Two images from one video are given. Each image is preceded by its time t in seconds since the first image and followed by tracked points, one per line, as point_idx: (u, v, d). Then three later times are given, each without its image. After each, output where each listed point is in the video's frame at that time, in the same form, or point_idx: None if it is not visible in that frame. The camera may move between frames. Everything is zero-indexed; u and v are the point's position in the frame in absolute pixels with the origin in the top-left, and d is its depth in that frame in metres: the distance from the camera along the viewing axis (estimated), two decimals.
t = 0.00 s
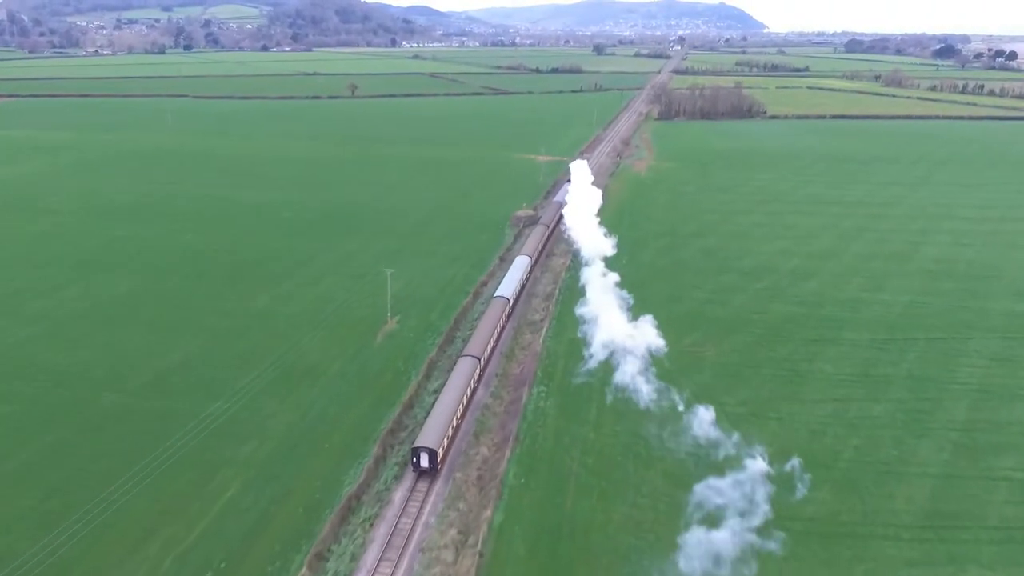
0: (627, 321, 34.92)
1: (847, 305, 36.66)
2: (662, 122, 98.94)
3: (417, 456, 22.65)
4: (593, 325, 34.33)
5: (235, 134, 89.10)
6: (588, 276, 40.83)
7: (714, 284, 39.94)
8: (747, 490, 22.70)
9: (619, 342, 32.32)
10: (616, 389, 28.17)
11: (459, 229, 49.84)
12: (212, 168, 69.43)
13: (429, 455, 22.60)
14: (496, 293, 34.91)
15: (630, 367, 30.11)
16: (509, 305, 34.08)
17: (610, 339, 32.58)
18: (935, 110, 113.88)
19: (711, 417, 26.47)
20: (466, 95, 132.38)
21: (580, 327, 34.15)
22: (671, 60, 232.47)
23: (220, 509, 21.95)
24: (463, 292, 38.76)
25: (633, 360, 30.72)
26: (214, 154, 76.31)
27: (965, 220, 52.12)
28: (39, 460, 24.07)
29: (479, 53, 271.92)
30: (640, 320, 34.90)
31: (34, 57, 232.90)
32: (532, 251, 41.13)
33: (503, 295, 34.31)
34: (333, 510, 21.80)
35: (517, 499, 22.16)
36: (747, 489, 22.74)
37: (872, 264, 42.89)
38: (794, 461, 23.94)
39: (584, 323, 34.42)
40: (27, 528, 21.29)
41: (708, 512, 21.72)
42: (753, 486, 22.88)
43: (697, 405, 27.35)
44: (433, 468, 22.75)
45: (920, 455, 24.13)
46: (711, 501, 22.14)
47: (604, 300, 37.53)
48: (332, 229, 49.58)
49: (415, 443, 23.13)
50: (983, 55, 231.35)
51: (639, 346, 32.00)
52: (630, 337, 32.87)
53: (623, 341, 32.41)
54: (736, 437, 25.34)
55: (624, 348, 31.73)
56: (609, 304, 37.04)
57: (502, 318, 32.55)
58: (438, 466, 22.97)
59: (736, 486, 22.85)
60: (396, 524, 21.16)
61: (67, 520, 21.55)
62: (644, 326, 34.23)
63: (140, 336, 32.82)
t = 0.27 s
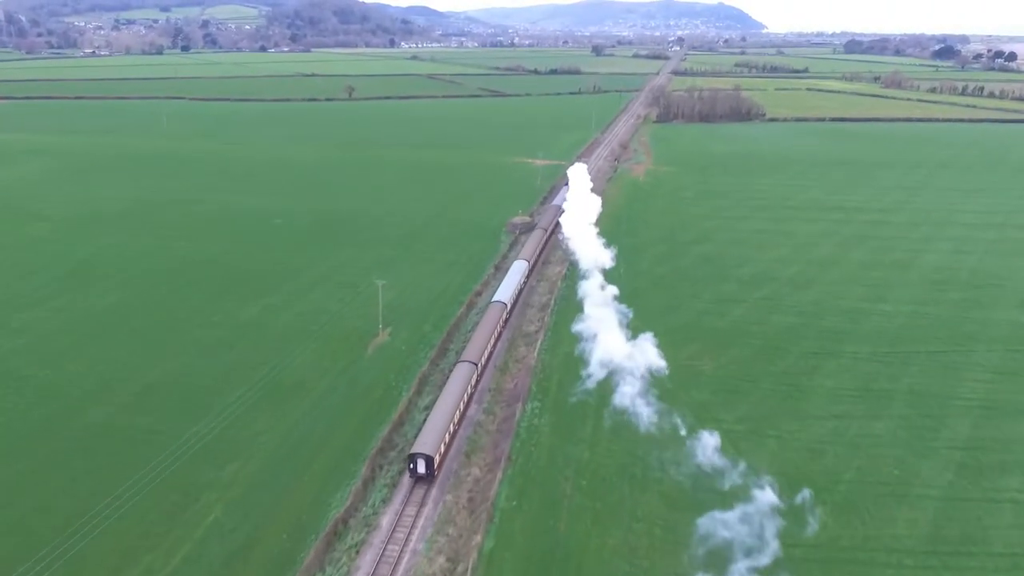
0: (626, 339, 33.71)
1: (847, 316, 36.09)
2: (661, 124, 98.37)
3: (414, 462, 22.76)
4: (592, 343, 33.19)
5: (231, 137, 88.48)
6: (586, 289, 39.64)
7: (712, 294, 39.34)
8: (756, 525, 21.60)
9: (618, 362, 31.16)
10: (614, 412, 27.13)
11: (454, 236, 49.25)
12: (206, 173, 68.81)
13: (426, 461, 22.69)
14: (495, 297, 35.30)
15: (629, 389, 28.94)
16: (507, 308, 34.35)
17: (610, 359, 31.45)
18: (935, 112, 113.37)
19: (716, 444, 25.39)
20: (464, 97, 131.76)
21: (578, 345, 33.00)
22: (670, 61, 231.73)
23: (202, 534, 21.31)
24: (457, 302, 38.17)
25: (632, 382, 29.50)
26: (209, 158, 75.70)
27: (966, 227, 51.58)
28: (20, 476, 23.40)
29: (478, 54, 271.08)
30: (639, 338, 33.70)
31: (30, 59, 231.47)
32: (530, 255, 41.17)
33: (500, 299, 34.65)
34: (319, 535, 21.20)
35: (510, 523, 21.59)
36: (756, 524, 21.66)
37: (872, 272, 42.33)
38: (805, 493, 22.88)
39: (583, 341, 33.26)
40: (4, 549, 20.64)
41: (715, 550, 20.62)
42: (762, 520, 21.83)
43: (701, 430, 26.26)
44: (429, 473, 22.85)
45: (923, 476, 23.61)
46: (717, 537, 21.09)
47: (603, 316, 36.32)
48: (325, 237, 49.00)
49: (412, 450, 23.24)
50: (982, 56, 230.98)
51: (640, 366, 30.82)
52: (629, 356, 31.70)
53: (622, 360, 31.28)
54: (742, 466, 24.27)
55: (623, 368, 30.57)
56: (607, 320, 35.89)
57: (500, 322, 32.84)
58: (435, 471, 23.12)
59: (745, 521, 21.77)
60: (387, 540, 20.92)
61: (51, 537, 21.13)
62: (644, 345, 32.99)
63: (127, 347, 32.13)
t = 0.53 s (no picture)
0: (624, 361, 32.26)
1: (847, 328, 35.33)
2: (659, 128, 97.64)
3: (411, 470, 22.93)
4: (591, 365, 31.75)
5: (225, 141, 87.74)
6: (584, 306, 38.22)
7: (710, 305, 38.58)
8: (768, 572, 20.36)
9: (617, 386, 29.79)
10: (612, 441, 25.88)
11: (448, 245, 48.53)
12: (200, 178, 68.05)
13: (422, 469, 22.85)
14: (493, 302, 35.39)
15: (628, 416, 27.54)
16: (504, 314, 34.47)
17: (609, 383, 30.07)
18: (936, 115, 112.59)
19: (723, 478, 24.07)
20: (462, 100, 130.97)
21: (576, 367, 31.59)
22: (669, 62, 231.03)
23: (179, 567, 20.56)
24: (450, 315, 37.44)
25: (631, 410, 28.04)
26: (202, 162, 74.95)
27: (968, 234, 50.83)
28: None
29: (477, 55, 270.37)
30: (639, 360, 32.27)
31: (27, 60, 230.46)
32: (527, 261, 41.22)
33: (498, 305, 34.68)
34: (300, 567, 20.48)
35: (499, 554, 20.87)
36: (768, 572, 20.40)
37: (873, 282, 41.58)
38: (818, 534, 21.68)
39: (581, 363, 31.83)
40: None
41: None
42: (772, 565, 20.63)
43: (699, 453, 25.42)
44: (426, 480, 23.05)
45: (927, 502, 22.87)
46: None
47: (601, 336, 34.89)
48: (318, 246, 48.25)
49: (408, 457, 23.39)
50: (983, 57, 230.35)
51: (640, 392, 29.39)
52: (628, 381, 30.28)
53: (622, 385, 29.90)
54: (751, 504, 22.91)
55: (623, 393, 29.20)
56: (606, 340, 34.48)
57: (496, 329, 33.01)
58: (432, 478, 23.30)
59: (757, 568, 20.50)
60: (380, 555, 20.81)
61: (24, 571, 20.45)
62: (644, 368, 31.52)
63: (110, 364, 31.35)
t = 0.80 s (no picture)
0: (624, 381, 31.04)
1: (848, 341, 34.66)
2: (658, 131, 96.95)
3: (408, 476, 23.19)
4: (590, 386, 30.55)
5: (222, 144, 87.14)
6: (582, 321, 37.03)
7: (709, 316, 37.87)
8: None
9: (616, 409, 28.62)
10: (610, 467, 25.00)
11: (444, 252, 47.87)
12: (194, 182, 67.39)
13: (420, 475, 23.11)
14: (491, 307, 35.35)
15: (627, 442, 26.41)
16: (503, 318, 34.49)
17: (608, 406, 28.89)
18: (937, 117, 111.92)
19: (730, 511, 22.94)
20: (460, 102, 130.29)
21: (574, 388, 30.41)
22: (669, 64, 230.49)
23: None
24: (444, 326, 36.77)
25: (631, 435, 26.87)
26: (198, 166, 74.32)
27: (970, 241, 50.19)
28: None
29: (476, 56, 269.77)
30: (639, 381, 30.98)
31: (24, 60, 229.74)
32: (526, 264, 41.12)
33: (496, 309, 34.69)
34: None
35: None
36: None
37: (875, 291, 40.91)
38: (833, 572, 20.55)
39: (579, 383, 30.64)
40: None
41: None
42: None
43: (697, 474, 24.72)
44: (423, 486, 23.24)
45: (931, 526, 22.23)
46: None
47: (600, 354, 33.69)
48: (311, 253, 47.61)
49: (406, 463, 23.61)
50: (983, 58, 229.89)
51: (641, 416, 28.17)
52: (629, 404, 29.07)
53: (621, 408, 28.74)
54: (761, 540, 21.72)
55: (622, 417, 28.04)
56: (604, 357, 33.29)
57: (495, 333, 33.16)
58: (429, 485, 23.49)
59: None
60: (372, 573, 20.54)
61: None
62: (645, 389, 30.26)
63: (94, 377, 30.59)
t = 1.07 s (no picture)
0: (623, 407, 29.63)
1: (849, 355, 33.87)
2: (657, 134, 96.23)
3: (404, 483, 23.30)
4: (587, 411, 29.17)
5: (217, 148, 86.40)
6: (579, 340, 35.67)
7: (707, 327, 37.13)
8: None
9: (615, 438, 27.21)
10: (605, 493, 24.13)
11: (438, 262, 47.11)
12: (187, 187, 66.63)
13: (416, 482, 23.25)
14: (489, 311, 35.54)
15: (626, 474, 25.16)
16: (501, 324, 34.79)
17: (606, 434, 27.53)
18: (938, 120, 111.13)
19: (737, 552, 21.69)
20: (458, 104, 129.53)
21: (570, 412, 29.07)
22: (668, 65, 229.93)
23: None
24: (436, 340, 36.00)
25: (630, 467, 25.51)
26: (191, 170, 73.58)
27: (973, 250, 49.43)
28: None
29: (475, 56, 268.87)
30: (639, 408, 29.45)
31: (21, 61, 228.58)
32: (524, 271, 41.33)
33: (495, 314, 35.02)
34: None
35: None
36: None
37: (876, 302, 40.14)
38: None
39: (576, 407, 29.27)
40: None
41: None
42: None
43: (694, 499, 23.91)
44: (419, 494, 23.39)
45: (936, 555, 21.50)
46: None
47: (598, 375, 32.29)
48: (304, 262, 46.86)
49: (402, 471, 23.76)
50: (984, 59, 229.27)
51: (640, 446, 26.77)
52: (628, 432, 27.67)
53: (620, 435, 27.41)
54: None
55: (620, 445, 26.70)
56: (602, 379, 31.94)
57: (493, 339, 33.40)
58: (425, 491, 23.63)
59: None
60: None
61: None
62: (646, 416, 28.81)
63: (77, 395, 29.89)
